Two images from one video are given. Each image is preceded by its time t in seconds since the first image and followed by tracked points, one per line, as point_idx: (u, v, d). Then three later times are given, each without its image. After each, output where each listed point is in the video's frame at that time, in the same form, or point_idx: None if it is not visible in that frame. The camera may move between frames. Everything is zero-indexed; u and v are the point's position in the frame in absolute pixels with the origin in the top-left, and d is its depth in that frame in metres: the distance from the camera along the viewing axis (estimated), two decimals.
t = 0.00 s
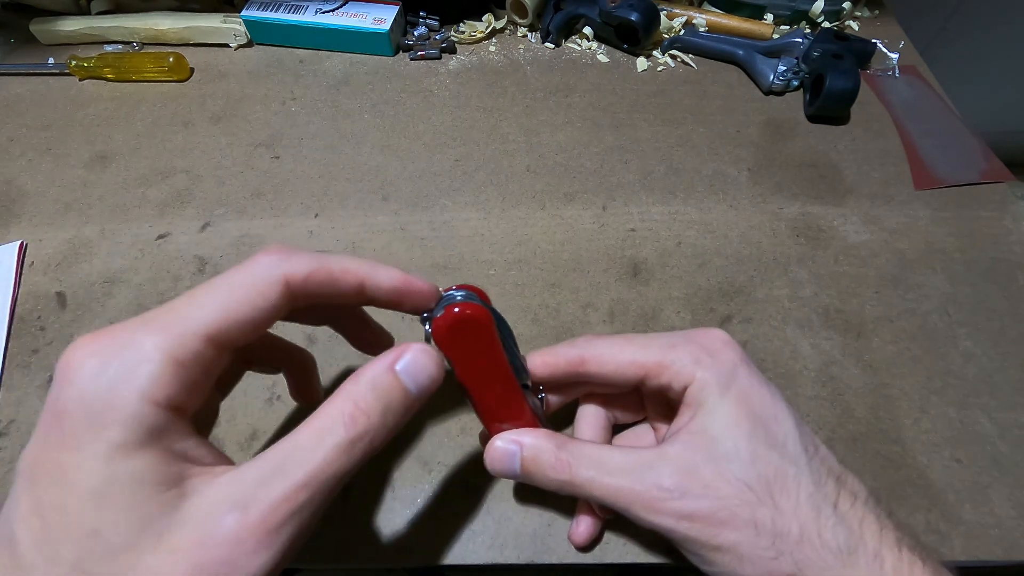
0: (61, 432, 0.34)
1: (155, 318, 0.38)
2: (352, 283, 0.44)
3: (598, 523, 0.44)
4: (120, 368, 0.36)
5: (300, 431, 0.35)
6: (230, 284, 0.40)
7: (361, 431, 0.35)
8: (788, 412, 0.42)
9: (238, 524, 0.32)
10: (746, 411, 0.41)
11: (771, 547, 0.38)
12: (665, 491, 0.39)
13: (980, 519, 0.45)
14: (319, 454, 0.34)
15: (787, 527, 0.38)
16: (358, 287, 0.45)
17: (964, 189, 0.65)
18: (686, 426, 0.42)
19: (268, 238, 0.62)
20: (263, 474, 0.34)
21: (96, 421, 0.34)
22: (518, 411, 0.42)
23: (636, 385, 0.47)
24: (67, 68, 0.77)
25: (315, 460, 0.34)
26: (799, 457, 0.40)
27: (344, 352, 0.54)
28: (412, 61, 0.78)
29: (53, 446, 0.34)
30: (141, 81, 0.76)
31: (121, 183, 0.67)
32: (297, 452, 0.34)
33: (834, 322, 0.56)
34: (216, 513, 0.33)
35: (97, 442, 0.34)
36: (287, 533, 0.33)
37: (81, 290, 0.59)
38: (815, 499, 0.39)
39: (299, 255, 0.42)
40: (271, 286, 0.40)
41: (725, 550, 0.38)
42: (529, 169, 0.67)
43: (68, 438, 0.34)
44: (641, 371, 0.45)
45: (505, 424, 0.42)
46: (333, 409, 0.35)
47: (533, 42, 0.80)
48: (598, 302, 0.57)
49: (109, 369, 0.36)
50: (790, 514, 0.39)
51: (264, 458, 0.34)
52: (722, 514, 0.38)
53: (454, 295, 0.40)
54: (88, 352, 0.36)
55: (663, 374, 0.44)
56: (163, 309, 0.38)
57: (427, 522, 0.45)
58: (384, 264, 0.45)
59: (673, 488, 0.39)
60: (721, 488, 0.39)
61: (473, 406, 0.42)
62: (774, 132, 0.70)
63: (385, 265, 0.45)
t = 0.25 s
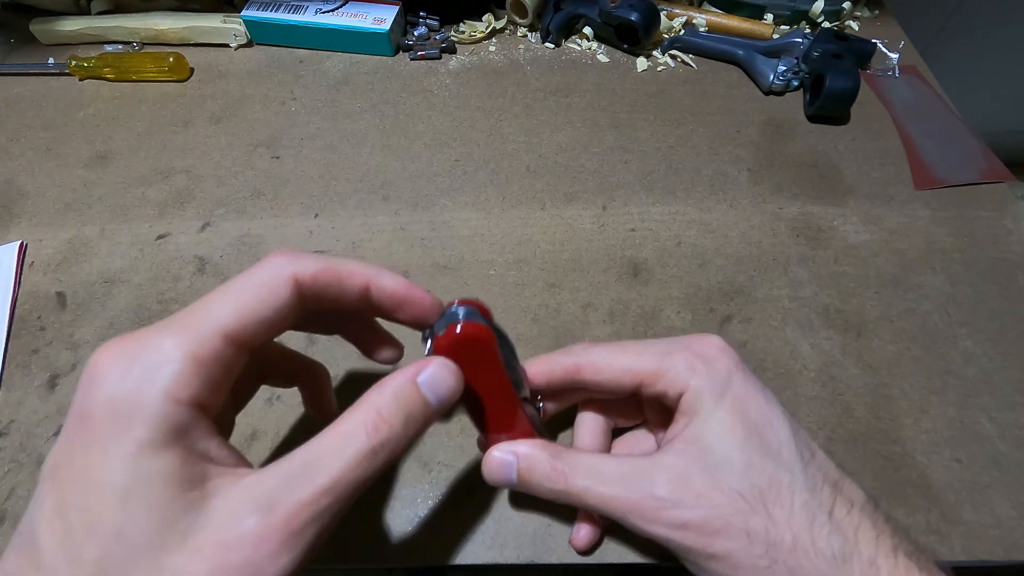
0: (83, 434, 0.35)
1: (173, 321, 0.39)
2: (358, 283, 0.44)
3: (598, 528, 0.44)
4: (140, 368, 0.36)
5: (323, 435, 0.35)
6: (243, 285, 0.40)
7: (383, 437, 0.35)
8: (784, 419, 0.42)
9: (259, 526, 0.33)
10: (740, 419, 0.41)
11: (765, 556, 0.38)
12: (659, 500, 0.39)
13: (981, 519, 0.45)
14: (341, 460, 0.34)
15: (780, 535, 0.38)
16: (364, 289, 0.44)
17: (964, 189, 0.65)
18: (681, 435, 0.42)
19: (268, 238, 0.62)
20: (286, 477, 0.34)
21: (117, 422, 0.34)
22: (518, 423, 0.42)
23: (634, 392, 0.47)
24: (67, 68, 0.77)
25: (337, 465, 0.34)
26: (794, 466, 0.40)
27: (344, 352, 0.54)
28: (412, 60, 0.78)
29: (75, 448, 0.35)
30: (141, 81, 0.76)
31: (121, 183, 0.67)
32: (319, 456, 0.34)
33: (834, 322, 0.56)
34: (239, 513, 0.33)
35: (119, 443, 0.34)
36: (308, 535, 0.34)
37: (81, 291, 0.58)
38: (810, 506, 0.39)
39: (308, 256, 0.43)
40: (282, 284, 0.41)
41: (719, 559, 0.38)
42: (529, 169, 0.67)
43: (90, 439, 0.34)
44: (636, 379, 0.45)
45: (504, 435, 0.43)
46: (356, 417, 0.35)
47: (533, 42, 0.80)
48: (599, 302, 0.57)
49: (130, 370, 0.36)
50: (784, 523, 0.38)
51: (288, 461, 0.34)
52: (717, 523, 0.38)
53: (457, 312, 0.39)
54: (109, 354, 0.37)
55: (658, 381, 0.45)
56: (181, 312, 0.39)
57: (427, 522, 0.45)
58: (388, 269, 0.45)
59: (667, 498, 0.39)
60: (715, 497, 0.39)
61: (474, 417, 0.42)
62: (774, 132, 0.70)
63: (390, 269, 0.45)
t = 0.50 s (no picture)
0: (69, 450, 0.32)
1: (147, 314, 0.35)
2: (340, 265, 0.43)
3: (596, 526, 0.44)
4: (126, 374, 0.33)
5: (328, 433, 0.35)
6: (220, 267, 0.38)
7: (389, 435, 0.36)
8: (783, 426, 0.42)
9: (273, 527, 0.33)
10: (736, 425, 0.41)
11: (750, 561, 0.39)
12: (650, 502, 0.40)
13: (981, 519, 0.45)
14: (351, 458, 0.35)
15: (768, 542, 0.39)
16: (347, 274, 0.44)
17: (964, 189, 0.65)
18: (677, 437, 0.42)
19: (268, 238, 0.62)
20: (297, 478, 0.34)
21: (107, 434, 0.32)
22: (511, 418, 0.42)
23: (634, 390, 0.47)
24: (67, 68, 0.77)
25: (347, 464, 0.35)
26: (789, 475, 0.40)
27: (344, 352, 0.54)
28: (412, 61, 0.78)
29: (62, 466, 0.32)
30: (141, 81, 0.76)
31: (121, 183, 0.67)
32: (327, 455, 0.35)
33: (834, 322, 0.56)
34: (251, 515, 0.34)
35: (116, 456, 0.32)
36: (322, 529, 0.35)
37: (81, 290, 0.58)
38: (800, 516, 0.39)
39: (285, 232, 0.41)
40: (264, 262, 0.39)
41: (706, 561, 0.39)
42: (529, 169, 0.67)
43: (79, 453, 0.32)
44: (636, 379, 0.45)
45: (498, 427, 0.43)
46: (362, 413, 0.36)
47: (533, 42, 0.80)
48: (598, 302, 0.57)
49: (115, 377, 0.33)
50: (772, 530, 0.39)
51: (295, 460, 0.35)
52: (705, 527, 0.39)
53: (446, 315, 0.37)
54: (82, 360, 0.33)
55: (658, 383, 0.44)
56: (156, 304, 0.36)
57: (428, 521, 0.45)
58: (370, 254, 0.44)
59: (659, 500, 0.40)
60: (705, 502, 0.39)
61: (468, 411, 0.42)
62: (774, 132, 0.70)
63: (371, 254, 0.45)
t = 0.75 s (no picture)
0: (53, 482, 0.29)
1: (158, 342, 0.31)
2: (369, 322, 0.39)
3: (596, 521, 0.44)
4: (125, 410, 0.29)
5: (325, 467, 0.36)
6: (244, 299, 0.33)
7: (387, 470, 0.37)
8: (796, 442, 0.41)
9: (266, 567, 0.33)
10: (747, 437, 0.41)
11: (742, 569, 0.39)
12: (649, 502, 0.40)
13: (981, 519, 0.45)
14: (349, 493, 0.36)
15: (763, 552, 0.39)
16: (375, 331, 0.40)
17: (964, 189, 0.65)
18: (684, 439, 0.42)
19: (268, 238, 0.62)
20: (294, 515, 0.34)
21: (98, 472, 0.29)
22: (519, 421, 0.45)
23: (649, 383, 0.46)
24: (67, 68, 0.77)
25: (346, 499, 0.35)
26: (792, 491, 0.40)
27: (344, 352, 0.54)
28: (412, 61, 0.78)
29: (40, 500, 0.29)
30: (141, 81, 0.76)
31: (120, 183, 0.67)
32: (325, 490, 0.35)
33: (834, 322, 0.56)
34: (241, 556, 0.33)
35: (105, 499, 0.29)
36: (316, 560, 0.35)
37: (81, 290, 0.59)
38: (800, 532, 0.39)
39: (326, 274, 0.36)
40: (293, 308, 0.34)
41: (698, 562, 0.40)
42: (529, 169, 0.67)
43: (64, 491, 0.29)
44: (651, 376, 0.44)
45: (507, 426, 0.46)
46: (365, 445, 0.37)
47: (533, 42, 0.80)
48: (599, 302, 0.57)
49: (112, 412, 0.29)
50: (768, 542, 0.39)
51: (290, 496, 0.35)
52: (701, 532, 0.39)
53: (449, 353, 0.40)
54: (77, 381, 0.30)
55: (673, 383, 0.43)
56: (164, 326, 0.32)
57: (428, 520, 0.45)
58: (403, 318, 0.40)
59: (658, 501, 0.40)
60: (704, 508, 0.40)
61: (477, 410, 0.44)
62: (774, 132, 0.70)
63: (405, 316, 0.41)
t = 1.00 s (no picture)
0: (91, 566, 0.27)
1: (206, 420, 0.29)
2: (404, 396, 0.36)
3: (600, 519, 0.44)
4: (175, 497, 0.28)
5: (349, 517, 0.36)
6: (289, 377, 0.30)
7: (410, 518, 0.38)
8: (806, 448, 0.41)
9: None
10: (755, 441, 0.40)
11: (737, 567, 0.40)
12: (651, 495, 0.40)
13: (981, 519, 0.45)
14: (374, 542, 0.36)
15: (759, 554, 0.39)
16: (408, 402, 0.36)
17: (964, 189, 0.65)
18: (691, 437, 0.42)
19: (268, 238, 0.62)
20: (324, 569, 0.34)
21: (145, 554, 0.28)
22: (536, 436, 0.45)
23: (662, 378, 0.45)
24: (67, 68, 0.77)
25: (371, 548, 0.36)
26: (796, 497, 0.40)
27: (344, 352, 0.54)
28: (412, 61, 0.78)
29: None
30: (141, 81, 0.76)
31: (120, 183, 0.67)
32: (352, 540, 0.35)
33: (834, 322, 0.56)
34: None
35: None
36: None
37: (81, 290, 0.59)
38: (799, 538, 0.39)
39: (370, 347, 0.33)
40: (339, 387, 0.31)
41: (695, 557, 0.40)
42: (529, 169, 0.67)
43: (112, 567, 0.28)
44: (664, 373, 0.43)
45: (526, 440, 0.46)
46: (388, 496, 0.37)
47: (533, 42, 0.80)
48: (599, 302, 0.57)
49: (162, 498, 0.28)
50: (766, 545, 0.40)
51: (317, 550, 0.34)
52: (700, 529, 0.40)
53: (464, 412, 0.39)
54: (120, 462, 0.28)
55: (685, 381, 0.42)
56: (207, 401, 0.29)
57: (427, 520, 0.45)
58: (437, 391, 0.37)
59: (660, 494, 0.40)
60: (705, 505, 0.40)
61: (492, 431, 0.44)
62: (774, 132, 0.70)
63: (440, 389, 0.38)
